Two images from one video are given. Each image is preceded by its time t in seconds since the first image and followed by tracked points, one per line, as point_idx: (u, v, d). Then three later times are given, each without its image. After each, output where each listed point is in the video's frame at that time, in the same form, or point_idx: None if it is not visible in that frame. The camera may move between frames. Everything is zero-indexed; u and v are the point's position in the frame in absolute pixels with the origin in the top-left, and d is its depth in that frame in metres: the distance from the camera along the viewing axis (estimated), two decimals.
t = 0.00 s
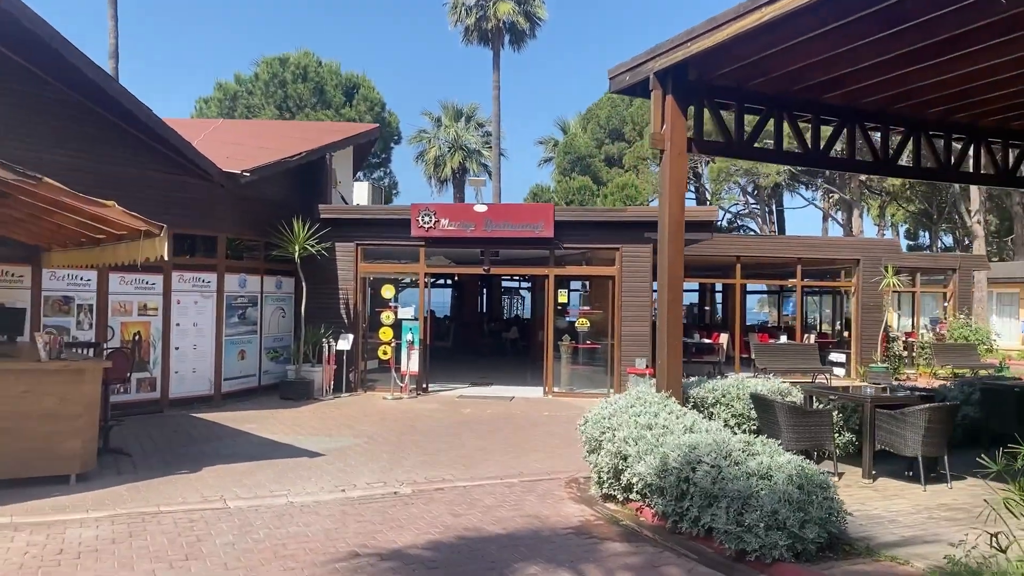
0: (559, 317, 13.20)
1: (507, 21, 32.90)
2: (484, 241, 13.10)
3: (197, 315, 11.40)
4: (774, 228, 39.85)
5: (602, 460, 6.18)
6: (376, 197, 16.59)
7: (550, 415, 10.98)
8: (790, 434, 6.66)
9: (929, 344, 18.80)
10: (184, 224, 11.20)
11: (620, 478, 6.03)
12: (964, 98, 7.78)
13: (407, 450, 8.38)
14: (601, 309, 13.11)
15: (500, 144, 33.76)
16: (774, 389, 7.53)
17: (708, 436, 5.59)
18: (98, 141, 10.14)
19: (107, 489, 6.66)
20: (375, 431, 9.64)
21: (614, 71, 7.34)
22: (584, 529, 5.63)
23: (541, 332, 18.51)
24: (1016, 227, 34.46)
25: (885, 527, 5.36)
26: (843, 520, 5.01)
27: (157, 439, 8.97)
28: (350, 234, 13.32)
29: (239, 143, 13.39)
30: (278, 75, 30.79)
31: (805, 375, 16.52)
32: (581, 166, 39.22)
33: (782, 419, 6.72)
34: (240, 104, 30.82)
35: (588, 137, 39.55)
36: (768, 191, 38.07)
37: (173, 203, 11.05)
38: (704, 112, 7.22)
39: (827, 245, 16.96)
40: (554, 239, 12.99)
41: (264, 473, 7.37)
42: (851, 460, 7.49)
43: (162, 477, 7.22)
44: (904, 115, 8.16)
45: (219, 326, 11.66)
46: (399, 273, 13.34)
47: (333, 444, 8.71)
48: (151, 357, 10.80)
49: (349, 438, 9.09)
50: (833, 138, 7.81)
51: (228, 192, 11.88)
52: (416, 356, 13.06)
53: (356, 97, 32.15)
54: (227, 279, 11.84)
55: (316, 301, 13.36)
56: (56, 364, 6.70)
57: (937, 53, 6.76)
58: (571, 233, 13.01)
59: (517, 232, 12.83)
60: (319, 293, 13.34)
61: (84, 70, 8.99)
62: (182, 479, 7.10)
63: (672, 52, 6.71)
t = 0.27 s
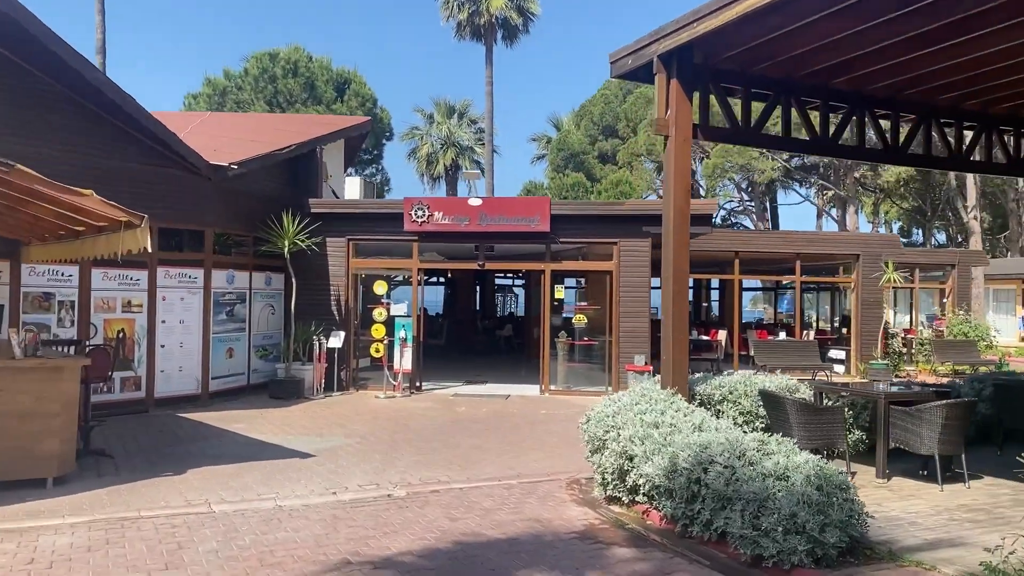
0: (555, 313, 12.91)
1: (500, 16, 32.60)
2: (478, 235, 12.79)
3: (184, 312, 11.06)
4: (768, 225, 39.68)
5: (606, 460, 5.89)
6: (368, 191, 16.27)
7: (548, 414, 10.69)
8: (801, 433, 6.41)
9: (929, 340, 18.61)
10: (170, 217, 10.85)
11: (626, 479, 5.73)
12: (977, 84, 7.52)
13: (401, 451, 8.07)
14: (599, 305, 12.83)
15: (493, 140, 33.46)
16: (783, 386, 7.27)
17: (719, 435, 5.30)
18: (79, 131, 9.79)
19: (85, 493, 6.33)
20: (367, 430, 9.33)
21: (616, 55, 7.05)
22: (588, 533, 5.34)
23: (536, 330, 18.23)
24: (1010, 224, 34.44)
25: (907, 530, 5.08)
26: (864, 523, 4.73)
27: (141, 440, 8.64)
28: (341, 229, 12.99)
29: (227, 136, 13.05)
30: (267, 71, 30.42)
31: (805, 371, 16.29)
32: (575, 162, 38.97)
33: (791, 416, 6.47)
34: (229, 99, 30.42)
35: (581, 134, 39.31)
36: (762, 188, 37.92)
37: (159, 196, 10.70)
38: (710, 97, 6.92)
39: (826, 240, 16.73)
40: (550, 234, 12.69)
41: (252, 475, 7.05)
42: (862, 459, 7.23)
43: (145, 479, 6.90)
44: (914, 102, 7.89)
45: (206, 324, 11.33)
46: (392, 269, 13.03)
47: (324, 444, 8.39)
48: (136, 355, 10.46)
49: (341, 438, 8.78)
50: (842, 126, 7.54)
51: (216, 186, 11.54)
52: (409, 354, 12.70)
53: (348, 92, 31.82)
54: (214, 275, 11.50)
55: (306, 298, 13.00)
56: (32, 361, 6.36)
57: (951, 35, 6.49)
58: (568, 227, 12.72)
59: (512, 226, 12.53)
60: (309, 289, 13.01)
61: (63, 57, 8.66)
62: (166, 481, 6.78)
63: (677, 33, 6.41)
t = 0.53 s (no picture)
0: (552, 315, 12.65)
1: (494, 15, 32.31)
2: (474, 236, 12.49)
3: (172, 315, 10.72)
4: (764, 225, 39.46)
5: (612, 473, 5.59)
6: (361, 191, 15.94)
7: (547, 420, 10.38)
8: (816, 442, 6.12)
9: (930, 341, 18.35)
10: (157, 218, 10.52)
11: (634, 493, 5.44)
12: (992, 78, 7.24)
13: (396, 460, 7.75)
14: (598, 307, 12.52)
15: (487, 140, 33.15)
16: (794, 392, 6.97)
17: (733, 447, 5.01)
18: (61, 128, 9.46)
19: (64, 509, 6.00)
20: (361, 438, 9.00)
21: (619, 47, 6.77)
22: (596, 551, 5.04)
23: (532, 332, 17.90)
24: (1006, 223, 34.27)
25: (934, 547, 4.79)
26: (891, 542, 4.45)
27: (126, 450, 8.30)
28: (334, 230, 12.66)
29: (216, 135, 12.71)
30: (259, 70, 30.05)
31: (806, 374, 16.02)
32: (569, 162, 38.68)
33: (805, 424, 6.17)
34: (220, 98, 30.01)
35: (576, 133, 39.03)
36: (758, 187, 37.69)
37: (145, 196, 10.37)
38: (718, 91, 6.63)
39: (827, 240, 16.47)
40: (548, 235, 12.38)
41: (240, 487, 6.73)
42: (876, 468, 6.93)
43: (128, 493, 6.57)
44: (927, 97, 7.62)
45: (195, 328, 10.99)
46: (386, 271, 12.71)
47: (316, 454, 8.07)
48: (122, 361, 10.13)
49: (334, 447, 8.46)
50: (855, 121, 7.25)
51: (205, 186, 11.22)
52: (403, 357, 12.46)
53: (341, 91, 31.47)
54: (203, 277, 11.17)
55: (298, 300, 12.67)
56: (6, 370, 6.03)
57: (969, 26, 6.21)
58: (566, 227, 12.42)
59: (509, 226, 12.22)
60: (301, 292, 12.67)
61: (43, 52, 8.33)
62: (149, 495, 6.45)
63: (683, 24, 6.11)
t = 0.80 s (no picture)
0: (551, 317, 12.36)
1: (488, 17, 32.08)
2: (471, 237, 12.22)
3: (160, 319, 10.40)
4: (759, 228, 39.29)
5: (621, 481, 5.32)
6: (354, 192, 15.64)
7: (547, 424, 10.10)
8: (833, 445, 5.85)
9: (931, 343, 18.13)
10: (145, 218, 10.20)
11: (645, 502, 5.16)
12: (1008, 69, 6.98)
13: (392, 468, 7.45)
14: (597, 308, 12.25)
15: (481, 142, 32.90)
16: (807, 395, 6.71)
17: (750, 453, 4.74)
18: (43, 125, 9.14)
19: (43, 521, 5.69)
20: (356, 445, 8.71)
21: (624, 36, 6.51)
22: (606, 564, 4.75)
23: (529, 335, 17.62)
24: (1001, 225, 34.18)
25: (965, 559, 4.51)
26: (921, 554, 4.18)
27: (110, 458, 7.98)
28: (327, 231, 12.37)
29: (206, 134, 12.40)
30: (250, 72, 29.75)
31: (807, 377, 15.77)
32: (564, 165, 38.43)
33: (821, 428, 5.89)
34: (211, 101, 29.68)
35: (570, 136, 38.82)
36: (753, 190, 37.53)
37: (133, 195, 10.06)
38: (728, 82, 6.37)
39: (828, 240, 16.23)
40: (546, 235, 12.13)
41: (230, 497, 6.42)
42: (892, 472, 6.68)
43: (111, 503, 6.26)
44: (940, 89, 7.37)
45: (184, 331, 10.67)
46: (381, 272, 12.43)
47: (309, 461, 7.77)
48: (108, 365, 9.81)
49: (328, 454, 8.16)
50: (867, 114, 7.00)
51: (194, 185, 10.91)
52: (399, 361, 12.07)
53: (333, 94, 31.19)
54: (192, 279, 10.86)
55: (291, 303, 12.36)
56: None
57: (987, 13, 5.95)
58: (565, 228, 12.15)
59: (507, 226, 11.96)
60: (294, 294, 12.37)
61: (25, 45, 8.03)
62: (134, 506, 6.14)
63: (690, 12, 5.83)
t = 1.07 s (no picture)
0: (551, 322, 12.02)
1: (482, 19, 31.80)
2: (468, 240, 11.90)
3: (146, 326, 10.05)
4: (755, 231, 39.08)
5: (632, 498, 5.01)
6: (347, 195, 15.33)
7: (547, 433, 9.79)
8: (853, 457, 5.54)
9: (933, 347, 17.87)
10: (130, 222, 9.86)
11: (658, 521, 4.84)
12: None
13: (387, 482, 7.13)
14: (598, 313, 11.95)
15: (476, 145, 32.61)
16: (823, 406, 6.41)
17: (771, 470, 4.42)
18: (24, 125, 8.79)
19: (16, 543, 5.35)
20: (349, 456, 8.38)
21: (630, 30, 6.22)
22: None
23: (526, 340, 17.30)
24: (998, 228, 34.05)
25: None
26: None
27: (92, 473, 7.63)
28: (319, 235, 12.05)
29: (194, 135, 12.07)
30: (242, 74, 29.41)
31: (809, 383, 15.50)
32: (559, 169, 38.13)
33: (841, 441, 5.59)
34: (202, 103, 29.32)
35: (565, 139, 38.56)
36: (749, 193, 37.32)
37: (117, 199, 9.72)
38: (739, 77, 6.08)
39: (830, 244, 15.97)
40: (545, 239, 11.84)
41: (215, 515, 6.09)
42: (912, 486, 6.38)
43: (91, 523, 5.92)
44: (956, 86, 7.08)
45: (171, 339, 10.33)
46: (375, 277, 12.11)
47: (300, 475, 7.44)
48: (91, 375, 9.46)
49: (320, 467, 7.83)
50: (882, 111, 6.72)
51: (182, 188, 10.57)
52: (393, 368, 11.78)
53: (326, 96, 30.86)
54: (180, 285, 10.52)
55: (282, 309, 12.03)
56: None
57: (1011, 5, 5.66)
58: (563, 231, 11.85)
59: (505, 230, 11.63)
60: (285, 300, 12.04)
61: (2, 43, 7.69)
62: (113, 526, 5.80)
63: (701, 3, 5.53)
